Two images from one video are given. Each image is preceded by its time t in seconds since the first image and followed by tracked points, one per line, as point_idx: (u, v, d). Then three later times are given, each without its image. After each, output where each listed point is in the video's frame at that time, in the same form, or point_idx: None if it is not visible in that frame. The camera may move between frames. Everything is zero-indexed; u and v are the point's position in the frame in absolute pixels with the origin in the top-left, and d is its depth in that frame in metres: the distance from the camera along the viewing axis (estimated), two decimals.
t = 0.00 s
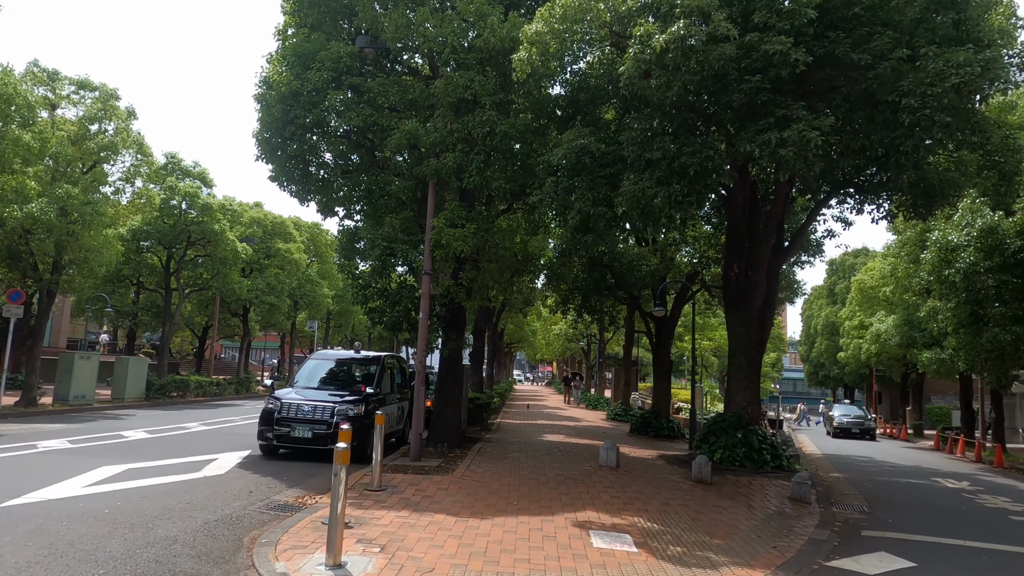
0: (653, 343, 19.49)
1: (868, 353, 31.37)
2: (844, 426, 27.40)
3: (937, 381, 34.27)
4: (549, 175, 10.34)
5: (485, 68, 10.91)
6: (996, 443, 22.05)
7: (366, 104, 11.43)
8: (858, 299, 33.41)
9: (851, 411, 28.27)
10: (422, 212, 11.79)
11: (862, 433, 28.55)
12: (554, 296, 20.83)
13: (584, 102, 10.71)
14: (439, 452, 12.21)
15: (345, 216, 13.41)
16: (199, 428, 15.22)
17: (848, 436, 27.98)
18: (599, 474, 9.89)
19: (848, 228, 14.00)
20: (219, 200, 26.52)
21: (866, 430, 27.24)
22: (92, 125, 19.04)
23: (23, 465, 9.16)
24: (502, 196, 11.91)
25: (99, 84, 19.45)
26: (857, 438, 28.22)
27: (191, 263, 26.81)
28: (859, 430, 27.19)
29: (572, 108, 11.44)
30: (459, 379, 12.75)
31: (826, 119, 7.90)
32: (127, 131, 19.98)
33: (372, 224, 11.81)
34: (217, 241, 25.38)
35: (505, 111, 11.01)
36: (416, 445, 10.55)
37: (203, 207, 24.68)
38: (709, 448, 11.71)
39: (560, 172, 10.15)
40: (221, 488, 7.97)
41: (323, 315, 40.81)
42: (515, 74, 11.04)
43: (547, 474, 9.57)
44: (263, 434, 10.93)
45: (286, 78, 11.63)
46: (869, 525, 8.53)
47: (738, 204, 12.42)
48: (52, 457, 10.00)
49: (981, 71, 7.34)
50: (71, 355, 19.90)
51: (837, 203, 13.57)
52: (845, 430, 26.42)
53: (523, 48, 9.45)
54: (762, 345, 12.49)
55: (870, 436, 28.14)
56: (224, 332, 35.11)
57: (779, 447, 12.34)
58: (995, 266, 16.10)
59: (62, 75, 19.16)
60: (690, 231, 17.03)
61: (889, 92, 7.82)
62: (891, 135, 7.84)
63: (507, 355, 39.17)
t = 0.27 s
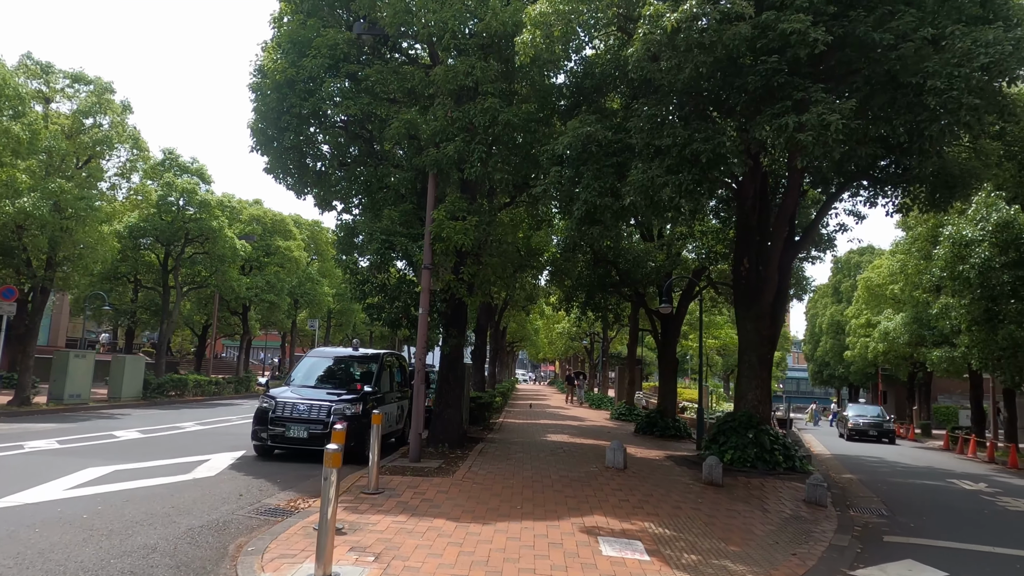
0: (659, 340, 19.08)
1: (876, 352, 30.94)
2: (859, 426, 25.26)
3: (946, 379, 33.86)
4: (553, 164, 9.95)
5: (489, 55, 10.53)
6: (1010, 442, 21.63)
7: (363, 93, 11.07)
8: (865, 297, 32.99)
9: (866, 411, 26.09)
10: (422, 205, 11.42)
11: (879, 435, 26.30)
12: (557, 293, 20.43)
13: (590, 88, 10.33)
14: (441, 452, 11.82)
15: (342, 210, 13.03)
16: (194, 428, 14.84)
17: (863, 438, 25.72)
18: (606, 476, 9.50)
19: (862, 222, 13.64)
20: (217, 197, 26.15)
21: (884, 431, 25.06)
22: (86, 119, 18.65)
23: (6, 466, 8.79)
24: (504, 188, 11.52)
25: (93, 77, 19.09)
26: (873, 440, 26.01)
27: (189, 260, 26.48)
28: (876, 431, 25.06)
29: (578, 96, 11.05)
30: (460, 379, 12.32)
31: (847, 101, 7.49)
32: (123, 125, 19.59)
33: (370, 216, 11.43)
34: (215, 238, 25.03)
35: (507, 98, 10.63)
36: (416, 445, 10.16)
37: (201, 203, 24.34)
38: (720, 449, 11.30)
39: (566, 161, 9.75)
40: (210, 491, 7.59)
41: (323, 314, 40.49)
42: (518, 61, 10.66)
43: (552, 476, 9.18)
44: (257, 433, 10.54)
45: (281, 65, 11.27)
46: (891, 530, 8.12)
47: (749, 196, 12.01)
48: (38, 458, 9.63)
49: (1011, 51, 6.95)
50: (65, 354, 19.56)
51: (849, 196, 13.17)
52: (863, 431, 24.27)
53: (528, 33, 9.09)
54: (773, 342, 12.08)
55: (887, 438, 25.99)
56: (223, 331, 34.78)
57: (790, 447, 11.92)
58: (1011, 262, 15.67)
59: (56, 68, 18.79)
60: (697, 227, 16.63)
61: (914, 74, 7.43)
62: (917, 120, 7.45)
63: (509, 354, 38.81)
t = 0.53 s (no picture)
0: (664, 339, 18.73)
1: (883, 350, 30.56)
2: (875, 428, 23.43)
3: (954, 379, 33.46)
4: (559, 156, 9.60)
5: (492, 44, 10.19)
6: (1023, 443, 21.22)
7: (362, 83, 10.74)
8: (872, 295, 32.59)
9: (881, 411, 24.25)
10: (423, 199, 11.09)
11: (897, 437, 24.43)
12: (561, 290, 20.07)
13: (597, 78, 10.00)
14: (443, 454, 11.48)
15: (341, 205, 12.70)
16: (191, 428, 14.52)
17: (881, 440, 23.84)
18: (614, 479, 9.15)
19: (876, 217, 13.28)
20: (217, 194, 25.84)
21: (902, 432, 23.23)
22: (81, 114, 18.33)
23: None
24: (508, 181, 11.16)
25: (89, 71, 18.76)
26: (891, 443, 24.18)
27: (188, 258, 26.19)
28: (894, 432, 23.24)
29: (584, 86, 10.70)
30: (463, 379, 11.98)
31: (869, 86, 7.13)
32: (119, 119, 19.27)
33: (369, 211, 11.10)
34: (214, 235, 24.73)
35: (511, 89, 10.29)
36: (417, 447, 9.81)
37: (200, 200, 24.03)
38: (731, 451, 10.94)
39: (573, 153, 9.40)
40: (202, 495, 7.27)
41: (325, 312, 40.20)
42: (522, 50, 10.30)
43: (558, 479, 8.83)
44: (253, 435, 10.21)
45: (278, 55, 10.96)
46: (914, 537, 7.76)
47: (759, 189, 11.65)
48: (26, 460, 9.30)
49: None
50: (62, 353, 19.26)
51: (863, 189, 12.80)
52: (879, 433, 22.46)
53: (533, 18, 8.76)
54: (785, 340, 11.71)
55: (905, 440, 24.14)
56: (224, 330, 34.50)
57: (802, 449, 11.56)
58: None
59: (51, 62, 18.48)
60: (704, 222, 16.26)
61: (940, 58, 7.07)
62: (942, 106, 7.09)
63: (511, 353, 38.51)
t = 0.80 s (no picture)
0: (671, 336, 18.30)
1: (892, 347, 30.11)
2: (897, 429, 21.11)
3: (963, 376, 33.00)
4: (566, 144, 9.20)
5: (496, 28, 9.80)
6: None
7: (361, 69, 10.37)
8: (880, 291, 32.15)
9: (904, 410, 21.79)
10: (424, 190, 10.69)
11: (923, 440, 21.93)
12: (566, 286, 19.64)
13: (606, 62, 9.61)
14: (445, 455, 11.07)
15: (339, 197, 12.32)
16: (186, 429, 14.13)
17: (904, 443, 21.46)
18: (625, 481, 8.75)
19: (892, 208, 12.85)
20: (214, 190, 25.44)
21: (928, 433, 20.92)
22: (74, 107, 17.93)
23: None
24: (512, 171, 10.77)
25: (82, 64, 18.37)
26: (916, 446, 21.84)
27: (186, 256, 25.81)
28: (920, 435, 20.94)
29: (592, 73, 10.35)
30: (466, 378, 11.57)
31: (897, 64, 6.73)
32: (113, 113, 18.86)
33: (369, 203, 10.71)
34: (212, 232, 24.34)
35: (516, 75, 9.90)
36: (418, 448, 9.41)
37: (198, 196, 23.65)
38: (744, 451, 10.54)
39: (581, 140, 9.00)
40: (191, 500, 6.87)
41: (326, 310, 39.83)
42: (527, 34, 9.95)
43: (566, 482, 8.43)
44: (248, 436, 9.82)
45: (273, 41, 10.60)
46: (944, 542, 7.34)
47: (774, 180, 11.28)
48: (11, 463, 8.92)
49: None
50: (56, 352, 18.88)
51: (878, 180, 12.43)
52: (902, 436, 20.21)
53: None
54: (800, 336, 11.29)
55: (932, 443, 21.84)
56: (223, 328, 34.15)
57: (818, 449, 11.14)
58: None
59: (43, 54, 18.09)
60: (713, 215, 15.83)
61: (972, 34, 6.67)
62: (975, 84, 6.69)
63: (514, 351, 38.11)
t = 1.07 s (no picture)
0: (675, 333, 17.92)
1: (898, 345, 29.72)
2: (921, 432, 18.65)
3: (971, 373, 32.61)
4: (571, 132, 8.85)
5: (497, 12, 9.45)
6: None
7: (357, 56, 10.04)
8: (885, 288, 31.76)
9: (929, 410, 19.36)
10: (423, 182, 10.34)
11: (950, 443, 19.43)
12: (568, 282, 19.26)
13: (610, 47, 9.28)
14: (445, 456, 10.69)
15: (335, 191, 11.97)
16: (180, 429, 13.76)
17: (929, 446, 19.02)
18: (634, 484, 8.39)
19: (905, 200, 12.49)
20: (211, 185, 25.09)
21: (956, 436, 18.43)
22: (66, 100, 17.58)
23: None
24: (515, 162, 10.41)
25: (75, 55, 18.02)
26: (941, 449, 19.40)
27: (183, 252, 25.49)
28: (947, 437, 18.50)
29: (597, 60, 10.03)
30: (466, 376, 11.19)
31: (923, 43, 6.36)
32: (106, 106, 18.51)
33: (366, 195, 10.35)
34: (209, 228, 24.00)
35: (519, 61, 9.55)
36: (417, 449, 9.05)
37: (195, 192, 23.33)
38: (755, 451, 10.18)
39: (586, 128, 8.64)
40: (177, 506, 6.51)
41: (325, 308, 39.47)
42: (530, 19, 9.62)
43: (572, 485, 8.06)
44: (241, 436, 9.46)
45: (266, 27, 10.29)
46: (971, 549, 6.98)
47: (785, 170, 10.95)
48: None
49: None
50: (49, 350, 18.54)
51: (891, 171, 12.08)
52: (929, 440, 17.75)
53: None
54: (813, 333, 10.92)
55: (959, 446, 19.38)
56: (221, 326, 33.78)
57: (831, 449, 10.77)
58: None
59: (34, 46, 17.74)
60: (719, 210, 15.47)
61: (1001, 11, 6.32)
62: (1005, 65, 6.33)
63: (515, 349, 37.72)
